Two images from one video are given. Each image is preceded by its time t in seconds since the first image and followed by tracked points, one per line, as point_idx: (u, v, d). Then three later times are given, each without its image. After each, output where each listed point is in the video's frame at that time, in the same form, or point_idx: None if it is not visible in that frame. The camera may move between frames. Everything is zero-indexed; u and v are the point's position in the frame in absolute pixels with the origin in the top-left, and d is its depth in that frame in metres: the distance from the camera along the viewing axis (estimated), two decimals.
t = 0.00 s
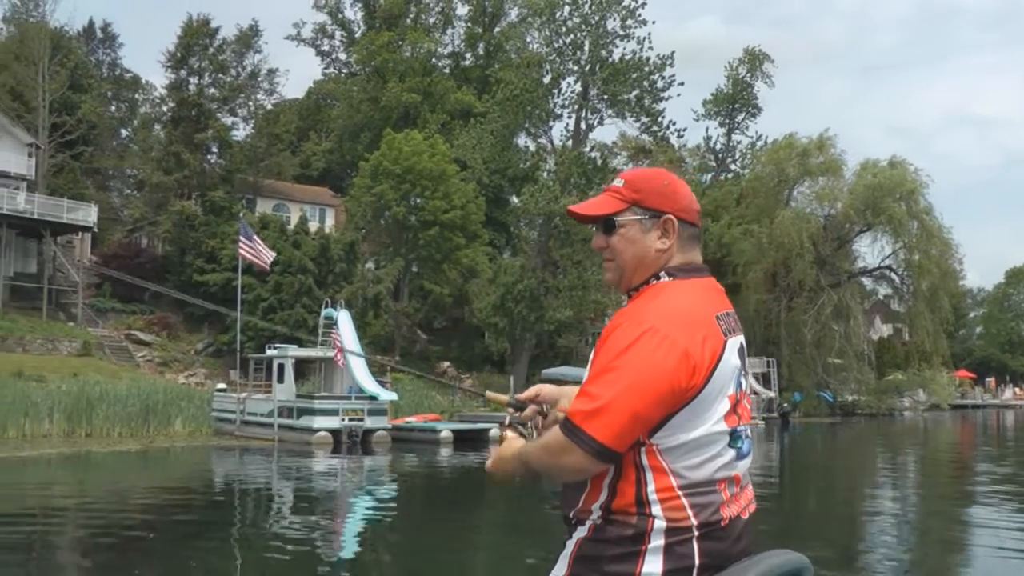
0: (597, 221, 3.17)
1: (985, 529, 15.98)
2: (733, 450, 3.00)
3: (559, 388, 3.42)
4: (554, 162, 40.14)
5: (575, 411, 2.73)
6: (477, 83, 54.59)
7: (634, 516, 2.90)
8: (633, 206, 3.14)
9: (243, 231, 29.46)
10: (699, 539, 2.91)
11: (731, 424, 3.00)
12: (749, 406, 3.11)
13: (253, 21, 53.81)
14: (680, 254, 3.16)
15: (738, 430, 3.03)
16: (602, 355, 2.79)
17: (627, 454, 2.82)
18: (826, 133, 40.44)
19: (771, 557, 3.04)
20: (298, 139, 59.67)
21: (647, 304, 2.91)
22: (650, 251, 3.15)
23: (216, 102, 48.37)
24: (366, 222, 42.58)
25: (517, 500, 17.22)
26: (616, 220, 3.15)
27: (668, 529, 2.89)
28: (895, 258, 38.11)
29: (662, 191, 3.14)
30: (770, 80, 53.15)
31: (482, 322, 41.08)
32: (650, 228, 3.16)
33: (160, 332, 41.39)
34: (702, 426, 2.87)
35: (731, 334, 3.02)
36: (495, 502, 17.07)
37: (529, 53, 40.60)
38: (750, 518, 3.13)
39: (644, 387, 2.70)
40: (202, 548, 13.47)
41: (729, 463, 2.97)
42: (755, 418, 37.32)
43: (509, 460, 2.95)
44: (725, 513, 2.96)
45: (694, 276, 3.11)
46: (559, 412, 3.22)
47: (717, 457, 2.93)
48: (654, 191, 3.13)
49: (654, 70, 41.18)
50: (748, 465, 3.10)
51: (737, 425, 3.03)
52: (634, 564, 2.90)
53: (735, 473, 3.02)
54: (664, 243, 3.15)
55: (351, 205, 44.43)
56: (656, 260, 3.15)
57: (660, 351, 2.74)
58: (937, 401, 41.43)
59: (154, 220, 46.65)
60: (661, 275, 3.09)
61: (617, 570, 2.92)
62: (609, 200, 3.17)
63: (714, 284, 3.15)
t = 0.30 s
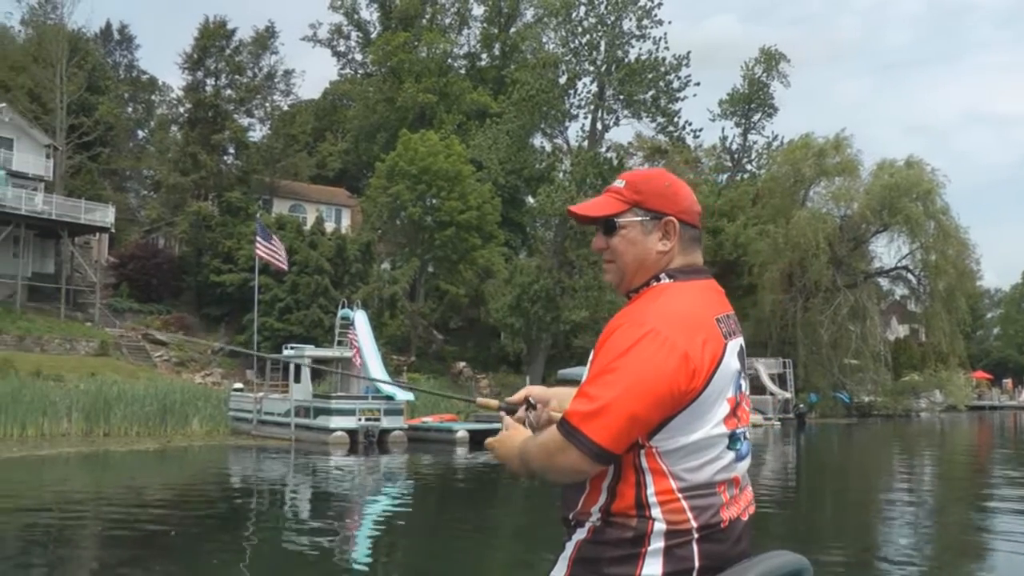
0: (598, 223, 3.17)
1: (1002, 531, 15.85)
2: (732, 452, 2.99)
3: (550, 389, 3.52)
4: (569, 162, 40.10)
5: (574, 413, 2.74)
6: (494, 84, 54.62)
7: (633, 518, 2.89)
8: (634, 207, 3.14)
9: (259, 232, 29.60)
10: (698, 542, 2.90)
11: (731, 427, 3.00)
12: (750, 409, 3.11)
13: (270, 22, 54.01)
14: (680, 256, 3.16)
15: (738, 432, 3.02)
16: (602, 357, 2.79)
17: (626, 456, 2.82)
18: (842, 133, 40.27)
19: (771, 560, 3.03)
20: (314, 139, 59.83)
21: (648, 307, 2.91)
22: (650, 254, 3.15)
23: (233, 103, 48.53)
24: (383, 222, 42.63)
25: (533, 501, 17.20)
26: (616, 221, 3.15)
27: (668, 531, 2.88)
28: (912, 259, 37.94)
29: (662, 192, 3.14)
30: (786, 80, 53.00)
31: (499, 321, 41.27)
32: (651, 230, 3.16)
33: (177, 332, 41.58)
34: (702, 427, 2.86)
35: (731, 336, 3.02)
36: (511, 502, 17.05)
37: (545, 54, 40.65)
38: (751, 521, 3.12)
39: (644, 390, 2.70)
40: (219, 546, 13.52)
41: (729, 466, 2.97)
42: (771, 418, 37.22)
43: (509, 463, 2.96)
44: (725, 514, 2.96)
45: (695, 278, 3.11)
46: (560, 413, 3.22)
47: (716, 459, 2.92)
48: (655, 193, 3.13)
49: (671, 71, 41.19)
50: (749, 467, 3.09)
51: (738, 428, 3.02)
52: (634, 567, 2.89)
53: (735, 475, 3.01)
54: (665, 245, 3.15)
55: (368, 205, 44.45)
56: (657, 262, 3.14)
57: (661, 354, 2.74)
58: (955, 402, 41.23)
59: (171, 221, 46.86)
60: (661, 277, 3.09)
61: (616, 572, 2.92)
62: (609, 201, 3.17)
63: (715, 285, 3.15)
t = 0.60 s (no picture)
0: (597, 223, 3.20)
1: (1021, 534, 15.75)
2: (731, 452, 3.02)
3: (554, 385, 3.58)
4: (586, 162, 40.05)
5: (572, 411, 2.77)
6: (511, 84, 54.61)
7: (631, 517, 2.92)
8: (632, 208, 3.16)
9: (278, 230, 29.68)
10: (697, 541, 2.93)
11: (729, 426, 3.02)
12: (748, 408, 3.14)
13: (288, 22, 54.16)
14: (679, 255, 3.18)
15: (737, 432, 3.05)
16: (599, 356, 2.82)
17: (624, 455, 2.85)
18: (860, 133, 40.09)
19: (771, 558, 3.04)
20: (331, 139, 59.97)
21: (647, 306, 2.94)
22: (649, 253, 3.17)
23: (250, 103, 48.69)
24: (400, 222, 42.68)
25: (551, 501, 17.19)
26: (615, 222, 3.18)
27: (666, 531, 2.91)
28: (930, 259, 37.75)
29: (660, 192, 3.16)
30: (804, 80, 52.83)
31: (515, 321, 41.28)
32: (649, 230, 3.18)
33: (194, 331, 41.73)
34: (700, 428, 2.90)
35: (730, 335, 3.04)
36: (528, 502, 17.05)
37: (563, 55, 41.27)
38: (750, 521, 3.15)
39: (642, 388, 2.73)
40: (236, 544, 13.58)
41: (727, 466, 3.00)
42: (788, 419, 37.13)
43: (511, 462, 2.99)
44: (724, 514, 2.99)
45: (695, 277, 3.13)
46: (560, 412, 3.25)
47: (714, 458, 2.95)
48: (653, 193, 3.15)
49: (689, 71, 41.68)
50: (747, 467, 3.12)
51: (735, 428, 3.05)
52: (632, 566, 2.93)
53: (734, 475, 3.04)
54: (664, 245, 3.17)
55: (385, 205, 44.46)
56: (656, 262, 3.17)
57: (658, 354, 2.76)
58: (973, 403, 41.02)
59: (189, 220, 47.04)
60: (661, 277, 3.11)
61: (614, 571, 2.95)
62: (609, 204, 3.20)
63: (714, 285, 3.17)
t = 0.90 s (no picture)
0: (590, 235, 3.21)
1: None
2: (732, 451, 3.00)
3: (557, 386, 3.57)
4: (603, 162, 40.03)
5: (573, 409, 2.76)
6: (529, 84, 54.64)
7: (632, 516, 2.91)
8: (622, 215, 3.17)
9: (296, 231, 29.68)
10: (697, 540, 2.91)
11: (731, 425, 3.01)
12: (750, 408, 3.12)
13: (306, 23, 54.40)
14: (675, 256, 3.17)
15: (738, 431, 3.03)
16: (599, 356, 2.81)
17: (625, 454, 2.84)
18: (878, 133, 39.94)
19: (770, 559, 3.02)
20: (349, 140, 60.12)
21: (646, 305, 2.93)
22: (646, 256, 3.16)
23: (269, 104, 48.88)
24: (417, 222, 42.71)
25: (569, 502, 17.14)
26: (608, 232, 3.18)
27: (667, 530, 2.89)
28: (949, 260, 37.56)
29: (649, 194, 3.16)
30: (821, 79, 52.72)
31: (532, 322, 41.28)
32: (642, 234, 3.17)
33: (212, 331, 41.83)
34: (700, 427, 2.88)
35: (730, 335, 3.03)
36: (545, 503, 17.00)
37: (580, 55, 43.57)
38: (751, 521, 3.13)
39: (643, 385, 2.72)
40: (254, 543, 13.60)
41: (728, 465, 2.98)
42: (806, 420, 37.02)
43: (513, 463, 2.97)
44: (725, 514, 2.97)
45: (693, 277, 3.12)
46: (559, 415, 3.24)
47: (713, 457, 2.93)
48: (642, 197, 3.15)
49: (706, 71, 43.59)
50: (749, 466, 3.10)
51: (737, 427, 3.03)
52: (632, 565, 2.91)
53: (735, 475, 3.02)
54: (659, 246, 3.17)
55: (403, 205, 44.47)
56: (652, 263, 3.16)
57: (660, 351, 2.76)
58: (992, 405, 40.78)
59: (208, 220, 47.19)
60: (660, 277, 3.10)
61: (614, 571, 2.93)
62: (599, 210, 3.20)
63: (712, 284, 3.16)
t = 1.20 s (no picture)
0: (587, 239, 3.22)
1: None
2: (733, 451, 3.01)
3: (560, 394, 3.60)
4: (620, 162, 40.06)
5: (573, 413, 2.77)
6: (546, 84, 54.56)
7: (632, 515, 2.93)
8: (615, 219, 3.18)
9: (315, 233, 29.71)
10: (698, 539, 2.92)
11: (732, 424, 3.01)
12: (750, 406, 3.12)
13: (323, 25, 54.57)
14: (671, 256, 3.18)
15: (739, 430, 3.03)
16: (598, 359, 2.82)
17: (625, 454, 2.85)
18: (896, 131, 39.77)
19: (771, 557, 3.02)
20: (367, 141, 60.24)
21: (643, 307, 2.94)
22: (642, 258, 3.18)
23: (286, 106, 49.06)
24: (435, 223, 42.78)
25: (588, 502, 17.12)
26: (602, 237, 3.19)
27: (668, 529, 2.90)
28: (968, 258, 37.36)
29: (640, 196, 3.17)
30: (838, 78, 52.55)
31: (550, 322, 41.28)
32: (638, 236, 3.18)
33: (231, 332, 42.00)
34: (699, 426, 2.89)
35: (729, 335, 3.03)
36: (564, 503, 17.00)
37: (597, 54, 43.66)
38: (753, 520, 3.14)
39: (641, 388, 2.73)
40: (273, 543, 13.65)
41: (730, 464, 2.99)
42: (825, 420, 36.89)
43: (517, 468, 2.99)
44: (726, 513, 2.97)
45: (691, 277, 3.13)
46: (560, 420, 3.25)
47: (714, 458, 2.94)
48: (634, 199, 3.16)
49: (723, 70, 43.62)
50: (750, 464, 3.10)
51: (739, 426, 3.03)
52: (633, 565, 2.93)
53: (736, 474, 3.02)
54: (654, 248, 3.18)
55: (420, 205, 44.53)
56: (649, 265, 3.17)
57: (658, 352, 2.76)
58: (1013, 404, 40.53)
59: (227, 222, 47.38)
60: (658, 277, 3.11)
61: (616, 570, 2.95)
62: (593, 215, 3.21)
63: (711, 283, 3.15)
